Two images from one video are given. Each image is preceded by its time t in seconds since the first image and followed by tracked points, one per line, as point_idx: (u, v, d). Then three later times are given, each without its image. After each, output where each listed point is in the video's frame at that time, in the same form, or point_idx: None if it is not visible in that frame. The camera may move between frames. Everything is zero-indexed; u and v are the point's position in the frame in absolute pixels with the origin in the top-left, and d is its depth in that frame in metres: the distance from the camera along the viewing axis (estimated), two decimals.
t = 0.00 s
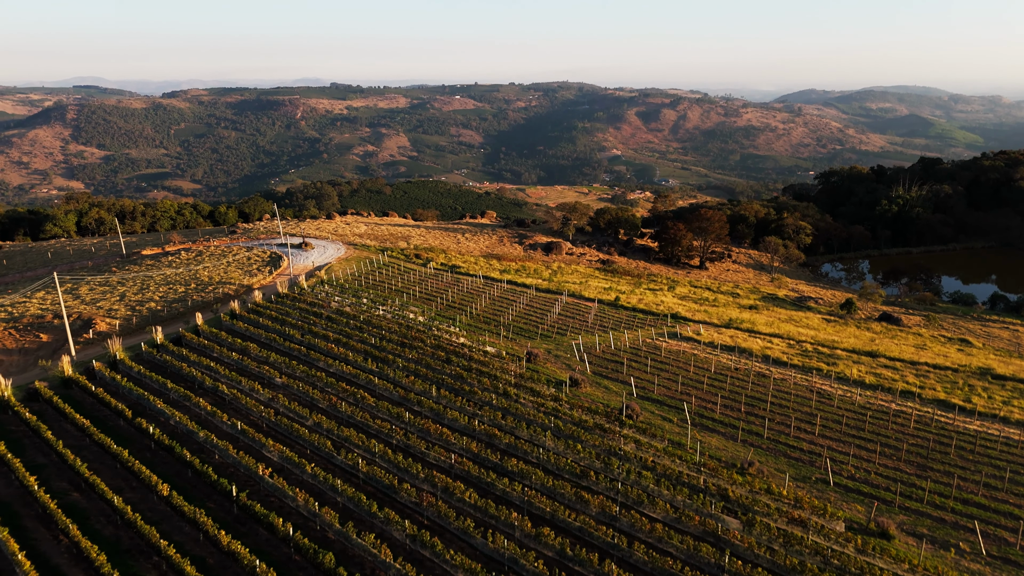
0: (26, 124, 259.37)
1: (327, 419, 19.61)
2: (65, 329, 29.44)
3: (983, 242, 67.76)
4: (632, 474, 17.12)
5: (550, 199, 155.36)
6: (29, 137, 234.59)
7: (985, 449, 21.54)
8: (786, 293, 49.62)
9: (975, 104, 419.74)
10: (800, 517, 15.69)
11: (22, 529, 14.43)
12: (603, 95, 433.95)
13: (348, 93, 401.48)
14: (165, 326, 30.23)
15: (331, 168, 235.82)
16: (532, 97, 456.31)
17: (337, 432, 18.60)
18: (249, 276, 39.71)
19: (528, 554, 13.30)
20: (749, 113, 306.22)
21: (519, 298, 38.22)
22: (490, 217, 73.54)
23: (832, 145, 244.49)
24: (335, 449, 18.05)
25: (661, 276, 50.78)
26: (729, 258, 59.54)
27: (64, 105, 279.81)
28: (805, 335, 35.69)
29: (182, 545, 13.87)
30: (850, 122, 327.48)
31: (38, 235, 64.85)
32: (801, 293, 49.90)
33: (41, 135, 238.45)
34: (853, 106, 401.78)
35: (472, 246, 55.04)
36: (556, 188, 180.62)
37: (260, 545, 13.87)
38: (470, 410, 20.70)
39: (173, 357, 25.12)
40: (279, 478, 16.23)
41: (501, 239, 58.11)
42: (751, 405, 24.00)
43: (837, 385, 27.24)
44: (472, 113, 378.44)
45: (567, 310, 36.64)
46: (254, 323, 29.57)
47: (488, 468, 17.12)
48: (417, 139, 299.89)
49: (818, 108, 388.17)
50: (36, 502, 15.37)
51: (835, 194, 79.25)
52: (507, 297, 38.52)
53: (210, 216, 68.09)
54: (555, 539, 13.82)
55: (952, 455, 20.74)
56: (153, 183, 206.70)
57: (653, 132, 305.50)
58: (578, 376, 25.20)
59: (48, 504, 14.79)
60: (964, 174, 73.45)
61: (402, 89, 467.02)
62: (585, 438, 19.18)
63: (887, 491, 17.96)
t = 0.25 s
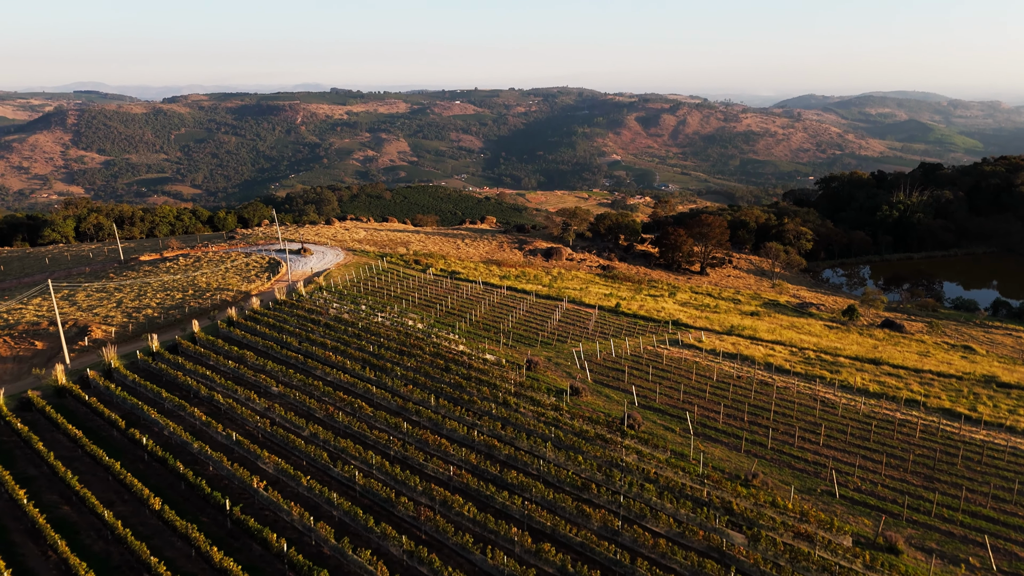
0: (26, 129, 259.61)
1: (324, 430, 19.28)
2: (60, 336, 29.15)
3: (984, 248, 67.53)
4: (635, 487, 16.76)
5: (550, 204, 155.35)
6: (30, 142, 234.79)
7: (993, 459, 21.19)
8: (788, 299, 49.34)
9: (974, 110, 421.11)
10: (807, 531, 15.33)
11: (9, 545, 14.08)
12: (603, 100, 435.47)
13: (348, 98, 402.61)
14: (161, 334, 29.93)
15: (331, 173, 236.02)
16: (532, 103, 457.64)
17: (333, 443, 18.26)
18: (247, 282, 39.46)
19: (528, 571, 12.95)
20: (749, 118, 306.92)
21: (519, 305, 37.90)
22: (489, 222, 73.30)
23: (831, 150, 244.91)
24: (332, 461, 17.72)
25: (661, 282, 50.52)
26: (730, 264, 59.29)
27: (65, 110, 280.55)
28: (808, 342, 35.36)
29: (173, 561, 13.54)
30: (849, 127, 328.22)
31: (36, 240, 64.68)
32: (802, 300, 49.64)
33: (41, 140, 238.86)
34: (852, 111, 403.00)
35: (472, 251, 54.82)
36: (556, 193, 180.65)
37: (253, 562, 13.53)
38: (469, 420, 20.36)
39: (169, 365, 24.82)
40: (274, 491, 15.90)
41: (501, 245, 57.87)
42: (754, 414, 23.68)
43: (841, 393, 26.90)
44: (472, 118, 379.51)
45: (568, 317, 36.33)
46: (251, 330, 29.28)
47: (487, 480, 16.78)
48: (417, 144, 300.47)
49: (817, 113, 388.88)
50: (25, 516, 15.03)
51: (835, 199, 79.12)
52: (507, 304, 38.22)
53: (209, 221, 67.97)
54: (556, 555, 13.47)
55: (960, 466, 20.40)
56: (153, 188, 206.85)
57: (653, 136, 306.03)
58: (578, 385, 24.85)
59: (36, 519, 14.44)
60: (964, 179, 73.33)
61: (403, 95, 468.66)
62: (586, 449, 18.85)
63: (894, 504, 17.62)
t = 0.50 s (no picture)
0: (26, 134, 259.94)
1: (320, 440, 18.94)
2: (55, 343, 28.86)
3: (985, 253, 67.28)
4: (637, 500, 16.43)
5: (550, 209, 155.29)
6: (30, 147, 234.99)
7: (1000, 470, 20.84)
8: (789, 305, 49.06)
9: (974, 115, 422.17)
10: (813, 546, 14.97)
11: None
12: (602, 105, 436.79)
13: (348, 103, 403.52)
14: (157, 341, 29.63)
15: (331, 178, 236.10)
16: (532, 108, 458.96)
17: (330, 454, 17.93)
18: (245, 288, 39.19)
19: None
20: (748, 123, 307.51)
21: (518, 311, 37.61)
22: (489, 227, 73.13)
23: (831, 155, 245.29)
24: (328, 472, 17.40)
25: (662, 288, 50.24)
26: (731, 269, 59.06)
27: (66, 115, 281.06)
28: (810, 349, 35.04)
29: None
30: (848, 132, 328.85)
31: (34, 245, 64.46)
32: (804, 306, 49.35)
33: (41, 145, 239.06)
34: (851, 116, 404.11)
35: (472, 257, 54.57)
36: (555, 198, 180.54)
37: None
38: (468, 430, 20.02)
39: (164, 373, 24.49)
40: (268, 504, 15.56)
41: (501, 250, 57.63)
42: (757, 423, 23.35)
43: (845, 401, 26.55)
44: (471, 123, 380.41)
45: (568, 323, 36.02)
46: (248, 337, 28.97)
47: (486, 493, 16.44)
48: (417, 149, 300.91)
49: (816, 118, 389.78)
50: (13, 530, 14.68)
51: (836, 205, 78.94)
52: (507, 310, 37.91)
53: (208, 226, 67.81)
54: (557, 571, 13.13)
55: (967, 477, 20.05)
56: (153, 193, 206.87)
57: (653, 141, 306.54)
58: (579, 393, 24.51)
59: (24, 533, 14.11)
60: (965, 184, 73.17)
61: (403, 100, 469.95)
62: (587, 460, 18.51)
63: (901, 516, 17.27)
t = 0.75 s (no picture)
0: (27, 139, 260.34)
1: (317, 451, 18.62)
2: (51, 350, 28.58)
3: (987, 259, 67.02)
4: (639, 513, 16.10)
5: (550, 214, 155.32)
6: (30, 152, 235.30)
7: (1008, 481, 20.50)
8: (790, 311, 48.80)
9: (973, 120, 423.12)
10: (820, 561, 14.63)
11: None
12: (602, 110, 437.95)
13: (349, 108, 404.50)
14: (153, 348, 29.33)
15: (331, 183, 236.28)
16: (532, 113, 460.17)
17: (327, 465, 17.63)
18: (244, 294, 38.94)
19: None
20: (748, 129, 308.07)
21: (519, 317, 37.32)
22: (489, 232, 72.93)
23: (830, 160, 245.61)
24: (324, 484, 17.08)
25: (662, 294, 49.97)
26: (732, 275, 58.81)
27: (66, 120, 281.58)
28: (813, 356, 34.72)
29: None
30: (848, 137, 329.46)
31: (33, 250, 64.23)
32: (806, 312, 49.06)
33: (42, 150, 239.37)
34: (851, 121, 405.11)
35: (471, 262, 54.31)
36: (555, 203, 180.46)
37: None
38: (467, 440, 19.70)
39: (160, 382, 24.18)
40: (263, 518, 15.23)
41: (501, 256, 57.40)
42: (761, 433, 23.03)
43: (848, 410, 26.22)
44: (472, 128, 381.28)
45: (568, 330, 35.72)
46: (246, 344, 28.67)
47: (485, 506, 16.11)
48: (417, 154, 301.33)
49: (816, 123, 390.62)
50: None
51: (836, 210, 78.77)
52: (506, 317, 37.62)
53: (207, 232, 67.66)
54: None
55: (975, 489, 19.70)
56: (153, 198, 206.92)
57: (653, 146, 307.05)
58: (580, 402, 24.19)
59: (12, 549, 13.78)
60: (966, 190, 72.97)
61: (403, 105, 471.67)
62: (588, 472, 18.19)
63: (909, 530, 16.94)
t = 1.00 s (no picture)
0: (28, 145, 260.63)
1: (313, 462, 18.28)
2: (45, 358, 28.29)
3: (988, 265, 66.82)
4: (642, 527, 15.75)
5: (550, 219, 155.29)
6: (30, 157, 235.42)
7: (1016, 492, 20.16)
8: (792, 318, 48.51)
9: (972, 126, 424.09)
10: None
11: None
12: (602, 115, 438.96)
13: (349, 113, 405.34)
14: (149, 356, 29.02)
15: (331, 188, 236.44)
16: (532, 118, 461.23)
17: (323, 477, 17.30)
18: (242, 301, 38.65)
19: None
20: (748, 134, 308.65)
21: (518, 324, 37.03)
22: (489, 237, 72.70)
23: (830, 165, 245.87)
24: (321, 497, 16.74)
25: (663, 300, 49.71)
26: (733, 281, 58.56)
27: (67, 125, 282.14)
28: (815, 363, 34.41)
29: None
30: (847, 142, 330.11)
31: (31, 256, 64.03)
32: (807, 318, 48.79)
33: (42, 155, 239.63)
34: (850, 127, 405.93)
35: (471, 268, 54.08)
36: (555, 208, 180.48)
37: None
38: (467, 451, 19.37)
39: (155, 391, 23.85)
40: (257, 532, 14.90)
41: (501, 261, 57.16)
42: (764, 442, 22.70)
43: (852, 419, 25.90)
44: (472, 133, 382.14)
45: (569, 337, 35.39)
46: (243, 352, 28.37)
47: (485, 521, 15.76)
48: (417, 159, 301.82)
49: (815, 129, 391.48)
50: None
51: (837, 216, 78.67)
52: (506, 323, 37.33)
53: (206, 237, 67.47)
54: None
55: (983, 500, 19.36)
56: (154, 203, 207.01)
57: (652, 151, 307.56)
58: (581, 411, 23.85)
59: None
60: (967, 196, 72.86)
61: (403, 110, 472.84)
62: (590, 484, 17.86)
63: (917, 544, 16.59)
